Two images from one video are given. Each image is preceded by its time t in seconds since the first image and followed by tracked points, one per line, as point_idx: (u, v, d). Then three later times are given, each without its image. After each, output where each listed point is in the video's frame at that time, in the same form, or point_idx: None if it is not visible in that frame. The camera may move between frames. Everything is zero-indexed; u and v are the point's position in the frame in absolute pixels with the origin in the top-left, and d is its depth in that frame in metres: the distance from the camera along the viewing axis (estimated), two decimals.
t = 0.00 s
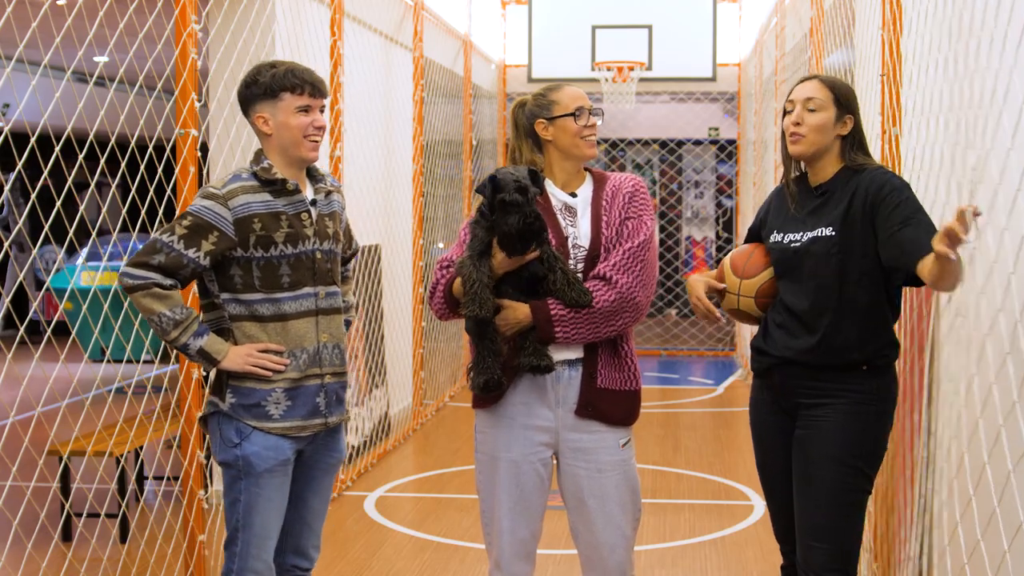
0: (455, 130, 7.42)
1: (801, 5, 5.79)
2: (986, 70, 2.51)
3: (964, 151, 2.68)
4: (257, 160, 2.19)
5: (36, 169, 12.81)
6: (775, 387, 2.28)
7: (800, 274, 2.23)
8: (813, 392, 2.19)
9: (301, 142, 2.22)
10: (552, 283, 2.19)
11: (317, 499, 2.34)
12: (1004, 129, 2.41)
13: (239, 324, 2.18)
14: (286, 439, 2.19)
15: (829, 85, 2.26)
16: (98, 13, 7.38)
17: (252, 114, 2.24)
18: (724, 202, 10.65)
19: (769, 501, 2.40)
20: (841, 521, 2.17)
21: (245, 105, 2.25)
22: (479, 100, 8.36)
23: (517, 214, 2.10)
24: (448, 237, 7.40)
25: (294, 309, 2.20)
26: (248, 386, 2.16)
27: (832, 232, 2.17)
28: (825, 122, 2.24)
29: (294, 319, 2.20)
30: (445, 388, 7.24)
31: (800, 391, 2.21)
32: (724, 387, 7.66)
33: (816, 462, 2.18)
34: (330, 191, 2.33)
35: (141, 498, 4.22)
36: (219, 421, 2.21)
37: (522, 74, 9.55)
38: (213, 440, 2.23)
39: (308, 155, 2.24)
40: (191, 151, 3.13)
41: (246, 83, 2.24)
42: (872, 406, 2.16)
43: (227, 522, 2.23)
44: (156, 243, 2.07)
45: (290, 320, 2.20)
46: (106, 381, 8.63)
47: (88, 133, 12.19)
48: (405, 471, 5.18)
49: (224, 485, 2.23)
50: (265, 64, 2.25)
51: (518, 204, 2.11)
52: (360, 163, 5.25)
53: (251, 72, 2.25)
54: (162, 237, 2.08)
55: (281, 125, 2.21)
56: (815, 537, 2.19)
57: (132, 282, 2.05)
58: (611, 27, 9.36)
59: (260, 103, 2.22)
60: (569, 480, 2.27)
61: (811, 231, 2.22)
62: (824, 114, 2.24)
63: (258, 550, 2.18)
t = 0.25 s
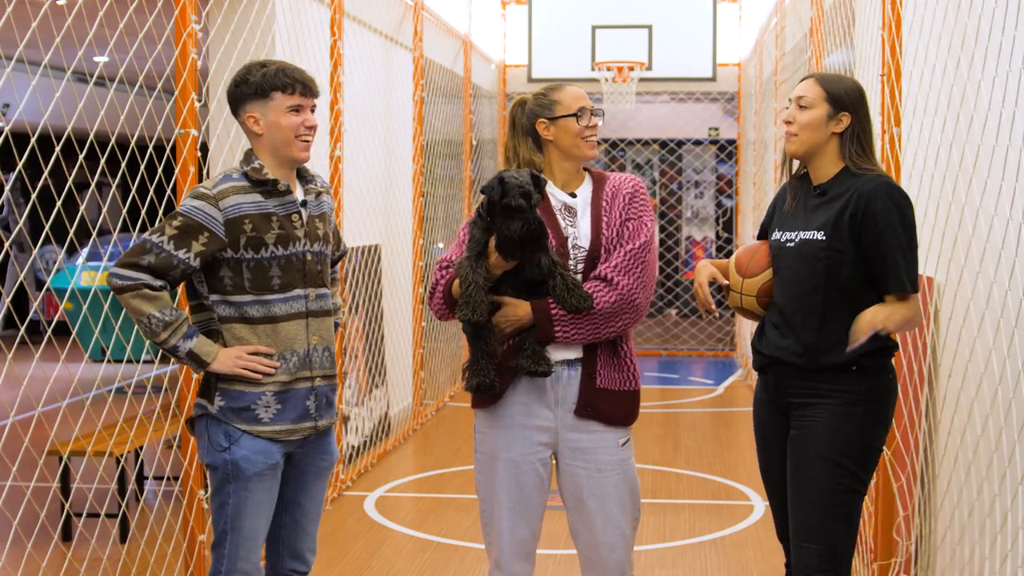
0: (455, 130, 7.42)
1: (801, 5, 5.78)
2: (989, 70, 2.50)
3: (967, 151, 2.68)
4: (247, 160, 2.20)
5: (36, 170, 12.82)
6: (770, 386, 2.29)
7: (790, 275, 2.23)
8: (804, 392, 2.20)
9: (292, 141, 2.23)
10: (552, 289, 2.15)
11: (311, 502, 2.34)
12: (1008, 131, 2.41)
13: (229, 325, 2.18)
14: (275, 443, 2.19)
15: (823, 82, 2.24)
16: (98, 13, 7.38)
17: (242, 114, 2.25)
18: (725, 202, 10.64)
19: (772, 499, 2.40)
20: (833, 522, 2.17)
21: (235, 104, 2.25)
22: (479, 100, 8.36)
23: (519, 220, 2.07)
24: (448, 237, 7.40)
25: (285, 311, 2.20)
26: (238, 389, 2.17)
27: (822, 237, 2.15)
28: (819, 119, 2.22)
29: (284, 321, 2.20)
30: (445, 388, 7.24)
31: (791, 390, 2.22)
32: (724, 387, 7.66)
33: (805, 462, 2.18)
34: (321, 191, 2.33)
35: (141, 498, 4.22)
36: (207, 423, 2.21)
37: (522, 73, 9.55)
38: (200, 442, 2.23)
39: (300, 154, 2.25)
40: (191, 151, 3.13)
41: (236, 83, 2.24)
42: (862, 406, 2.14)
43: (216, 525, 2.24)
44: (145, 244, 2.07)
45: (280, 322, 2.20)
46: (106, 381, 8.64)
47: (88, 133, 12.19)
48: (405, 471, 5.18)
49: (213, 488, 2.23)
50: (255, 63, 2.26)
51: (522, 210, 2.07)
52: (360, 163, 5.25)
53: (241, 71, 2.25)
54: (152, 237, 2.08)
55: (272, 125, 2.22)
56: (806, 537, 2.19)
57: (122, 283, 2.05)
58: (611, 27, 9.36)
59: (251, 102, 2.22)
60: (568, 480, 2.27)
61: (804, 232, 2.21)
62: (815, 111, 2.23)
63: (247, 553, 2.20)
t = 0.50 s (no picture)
0: (455, 130, 7.42)
1: (801, 5, 5.78)
2: (989, 71, 2.50)
3: (967, 151, 2.69)
4: (240, 160, 2.20)
5: (36, 170, 12.83)
6: (769, 383, 2.29)
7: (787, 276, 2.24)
8: (800, 389, 2.19)
9: (288, 142, 2.23)
10: (552, 293, 2.16)
11: (304, 504, 2.34)
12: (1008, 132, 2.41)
13: (220, 327, 2.18)
14: (266, 447, 2.19)
15: (825, 83, 2.23)
16: (97, 13, 7.39)
17: (235, 115, 2.24)
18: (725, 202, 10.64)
19: (772, 500, 2.39)
20: (827, 521, 2.15)
21: (229, 105, 2.25)
22: (479, 100, 8.36)
23: (526, 227, 2.09)
24: (448, 237, 7.40)
25: (277, 313, 2.21)
26: (230, 392, 2.17)
27: (816, 238, 2.16)
28: (821, 120, 2.21)
29: (276, 324, 2.21)
30: (445, 388, 7.24)
31: (788, 388, 2.22)
32: (724, 387, 7.66)
33: (801, 460, 2.17)
34: (313, 192, 2.33)
35: (141, 498, 4.22)
36: (198, 426, 2.20)
37: (522, 73, 9.55)
38: (191, 444, 2.22)
39: (293, 155, 2.26)
40: (192, 151, 3.13)
41: (229, 83, 2.24)
42: (859, 405, 2.13)
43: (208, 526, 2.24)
44: (137, 244, 2.06)
45: (272, 325, 2.20)
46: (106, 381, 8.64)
47: (88, 133, 12.20)
48: (405, 471, 5.18)
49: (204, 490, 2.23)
50: (247, 62, 2.25)
51: (529, 217, 2.09)
52: (359, 163, 5.25)
53: (234, 71, 2.25)
54: (144, 237, 2.07)
55: (267, 125, 2.21)
56: (800, 535, 2.18)
57: (114, 283, 2.04)
58: (610, 27, 9.36)
59: (245, 103, 2.22)
60: (568, 479, 2.27)
61: (801, 232, 2.22)
62: (817, 111, 2.22)
63: (238, 555, 2.20)
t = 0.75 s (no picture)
0: (455, 130, 7.42)
1: (801, 5, 5.78)
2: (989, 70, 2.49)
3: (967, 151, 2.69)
4: (239, 161, 2.20)
5: (36, 169, 12.83)
6: (767, 383, 2.28)
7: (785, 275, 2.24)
8: (796, 389, 2.18)
9: (288, 140, 2.24)
10: (552, 293, 2.16)
11: (301, 505, 2.34)
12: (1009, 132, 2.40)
13: (216, 329, 2.18)
14: (263, 449, 2.19)
15: (823, 80, 2.22)
16: (97, 13, 7.39)
17: (233, 115, 2.25)
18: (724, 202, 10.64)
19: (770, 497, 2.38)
20: (819, 522, 2.15)
21: (226, 107, 2.25)
22: (479, 100, 8.36)
23: (532, 229, 2.08)
24: (448, 237, 7.39)
25: (274, 315, 2.21)
26: (226, 394, 2.16)
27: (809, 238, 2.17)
28: (820, 117, 2.20)
29: (273, 325, 2.21)
30: (445, 388, 7.24)
31: (784, 388, 2.21)
32: (724, 387, 7.66)
33: (794, 460, 2.16)
34: (311, 193, 2.33)
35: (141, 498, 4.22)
36: (193, 427, 2.20)
37: (522, 73, 9.55)
38: (186, 446, 2.22)
39: (295, 154, 2.26)
40: (192, 151, 3.13)
41: (224, 86, 2.24)
42: (854, 406, 2.12)
43: (204, 527, 2.24)
44: (136, 244, 2.06)
45: (269, 326, 2.21)
46: (106, 381, 8.64)
47: (88, 133, 12.20)
48: (405, 471, 5.18)
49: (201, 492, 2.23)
50: (242, 64, 2.26)
51: (535, 220, 2.08)
52: (359, 163, 5.25)
53: (229, 73, 2.26)
54: (143, 237, 2.07)
55: (265, 124, 2.22)
56: (792, 535, 2.17)
57: (112, 283, 2.03)
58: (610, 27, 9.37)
59: (242, 103, 2.22)
60: (567, 479, 2.27)
61: (798, 232, 2.22)
62: (816, 109, 2.21)
63: (235, 556, 2.20)
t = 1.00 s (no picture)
0: (455, 130, 7.42)
1: (801, 5, 5.78)
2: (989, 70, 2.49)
3: (967, 151, 2.69)
4: (242, 160, 2.19)
5: (36, 169, 12.83)
6: (767, 386, 2.28)
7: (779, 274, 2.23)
8: (793, 390, 2.18)
9: (291, 140, 2.24)
10: (554, 290, 2.19)
11: (305, 504, 2.35)
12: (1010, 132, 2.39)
13: (221, 329, 2.18)
14: (268, 448, 2.20)
15: (822, 75, 2.21)
16: (97, 13, 7.39)
17: (235, 115, 2.24)
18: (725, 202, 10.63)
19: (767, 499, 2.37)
20: (811, 525, 2.13)
21: (228, 106, 2.24)
22: (479, 100, 8.36)
23: (541, 217, 2.12)
24: (448, 237, 7.39)
25: (278, 314, 2.21)
26: (231, 393, 2.16)
27: (805, 236, 2.16)
28: (818, 112, 2.20)
29: (277, 325, 2.21)
30: (445, 388, 7.24)
31: (782, 390, 2.20)
32: (724, 387, 7.66)
33: (788, 462, 2.15)
34: (313, 193, 2.34)
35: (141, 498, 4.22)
36: (199, 427, 2.20)
37: (522, 73, 9.55)
38: (192, 445, 2.22)
39: (298, 153, 2.26)
40: (192, 151, 3.13)
41: (227, 85, 2.24)
42: (851, 408, 2.11)
43: (209, 526, 2.24)
44: (140, 245, 2.06)
45: (274, 326, 2.21)
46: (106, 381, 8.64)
47: (88, 133, 12.20)
48: (405, 471, 5.18)
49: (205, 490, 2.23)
50: (246, 63, 2.25)
51: (545, 207, 2.12)
52: (359, 163, 5.25)
53: (232, 72, 2.25)
54: (147, 238, 2.06)
55: (269, 124, 2.22)
56: (782, 538, 2.15)
57: (117, 285, 2.03)
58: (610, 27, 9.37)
59: (246, 103, 2.22)
60: (568, 479, 2.27)
61: (792, 231, 2.21)
62: (814, 104, 2.20)
63: (239, 555, 2.20)
